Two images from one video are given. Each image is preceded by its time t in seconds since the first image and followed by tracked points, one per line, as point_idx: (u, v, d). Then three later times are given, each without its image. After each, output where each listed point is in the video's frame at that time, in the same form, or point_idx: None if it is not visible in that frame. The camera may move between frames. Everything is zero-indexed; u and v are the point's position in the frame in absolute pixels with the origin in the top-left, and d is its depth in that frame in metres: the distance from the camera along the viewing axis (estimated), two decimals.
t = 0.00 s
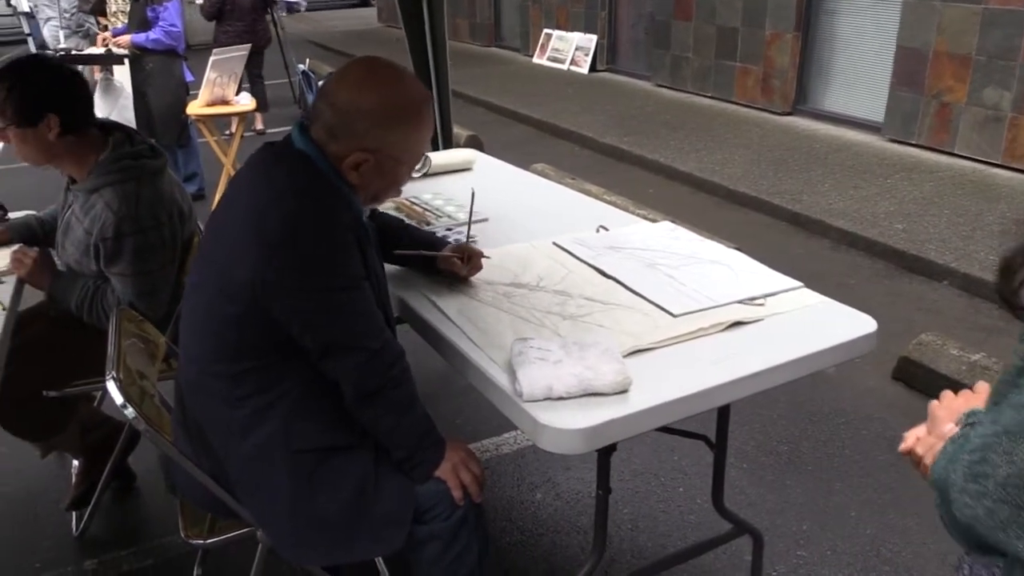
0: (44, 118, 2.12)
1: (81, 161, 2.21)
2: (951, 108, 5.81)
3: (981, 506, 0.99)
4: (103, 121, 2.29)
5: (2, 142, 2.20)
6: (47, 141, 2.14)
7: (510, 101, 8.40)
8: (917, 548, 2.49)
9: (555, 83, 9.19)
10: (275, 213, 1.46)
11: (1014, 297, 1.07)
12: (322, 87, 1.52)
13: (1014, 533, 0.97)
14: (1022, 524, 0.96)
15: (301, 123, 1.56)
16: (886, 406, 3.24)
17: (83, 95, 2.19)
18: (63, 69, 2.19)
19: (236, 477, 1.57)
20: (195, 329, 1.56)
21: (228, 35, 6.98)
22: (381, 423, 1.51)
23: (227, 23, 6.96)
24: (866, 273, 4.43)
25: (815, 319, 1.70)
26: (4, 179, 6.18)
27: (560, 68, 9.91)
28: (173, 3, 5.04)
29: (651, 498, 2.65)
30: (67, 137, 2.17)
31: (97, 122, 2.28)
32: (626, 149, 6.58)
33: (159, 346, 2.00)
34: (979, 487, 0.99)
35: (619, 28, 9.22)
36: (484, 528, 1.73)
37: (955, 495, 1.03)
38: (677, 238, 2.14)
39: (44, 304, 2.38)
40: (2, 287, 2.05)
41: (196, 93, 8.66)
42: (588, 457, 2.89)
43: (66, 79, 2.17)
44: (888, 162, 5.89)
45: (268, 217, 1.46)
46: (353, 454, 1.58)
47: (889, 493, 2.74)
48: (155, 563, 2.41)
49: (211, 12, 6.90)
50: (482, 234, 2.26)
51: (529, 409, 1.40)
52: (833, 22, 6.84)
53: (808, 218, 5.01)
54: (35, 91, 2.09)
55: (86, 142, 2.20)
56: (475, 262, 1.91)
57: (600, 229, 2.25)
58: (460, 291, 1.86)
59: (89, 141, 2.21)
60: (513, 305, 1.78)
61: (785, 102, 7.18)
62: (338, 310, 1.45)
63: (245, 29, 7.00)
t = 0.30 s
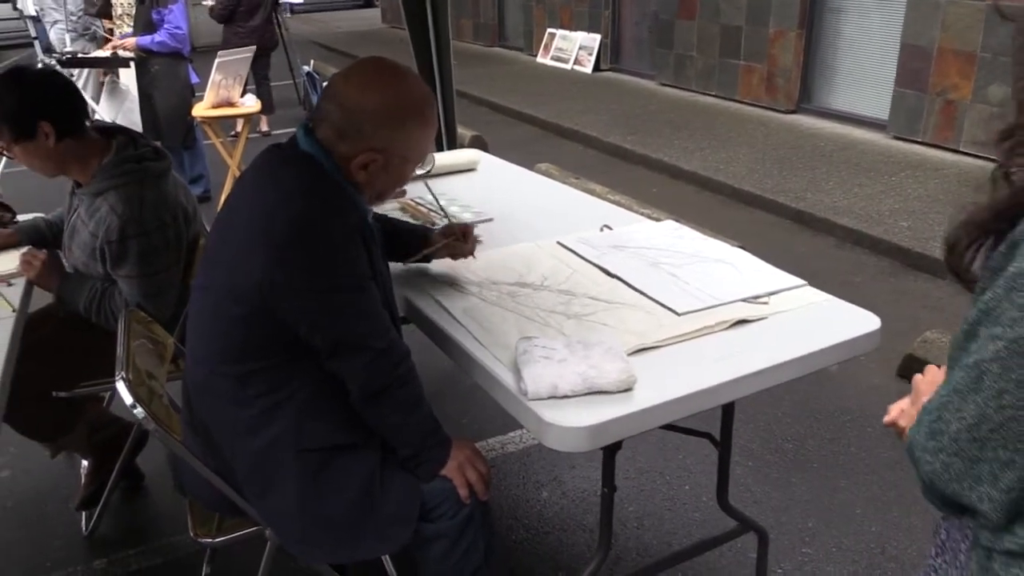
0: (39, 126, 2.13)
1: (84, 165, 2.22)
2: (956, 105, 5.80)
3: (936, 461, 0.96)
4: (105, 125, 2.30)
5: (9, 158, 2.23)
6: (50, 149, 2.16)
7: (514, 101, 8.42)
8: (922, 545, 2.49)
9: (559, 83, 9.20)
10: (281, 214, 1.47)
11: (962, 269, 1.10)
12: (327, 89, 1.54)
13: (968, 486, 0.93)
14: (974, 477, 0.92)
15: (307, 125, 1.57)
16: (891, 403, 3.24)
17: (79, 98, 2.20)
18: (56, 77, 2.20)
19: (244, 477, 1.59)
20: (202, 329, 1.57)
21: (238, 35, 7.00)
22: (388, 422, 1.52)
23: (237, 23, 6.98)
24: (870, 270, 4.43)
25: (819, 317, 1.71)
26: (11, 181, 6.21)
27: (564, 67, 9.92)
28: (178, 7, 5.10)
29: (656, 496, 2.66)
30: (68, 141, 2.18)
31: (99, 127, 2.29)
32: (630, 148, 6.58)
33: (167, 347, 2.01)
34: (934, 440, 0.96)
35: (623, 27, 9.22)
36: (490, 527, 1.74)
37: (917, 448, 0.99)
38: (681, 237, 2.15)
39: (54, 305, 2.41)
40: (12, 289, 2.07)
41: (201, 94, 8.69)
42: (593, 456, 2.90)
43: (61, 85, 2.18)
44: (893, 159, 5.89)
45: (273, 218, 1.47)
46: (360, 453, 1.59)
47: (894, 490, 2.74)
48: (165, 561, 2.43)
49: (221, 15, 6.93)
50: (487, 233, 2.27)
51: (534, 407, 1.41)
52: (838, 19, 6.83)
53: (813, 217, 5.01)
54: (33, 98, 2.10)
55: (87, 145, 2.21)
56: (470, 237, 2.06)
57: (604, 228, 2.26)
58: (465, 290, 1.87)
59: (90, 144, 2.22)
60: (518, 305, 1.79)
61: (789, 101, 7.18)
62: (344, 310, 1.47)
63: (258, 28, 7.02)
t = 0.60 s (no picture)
0: (41, 124, 2.14)
1: (88, 162, 2.23)
2: (959, 108, 5.80)
3: (911, 423, 0.97)
4: (109, 122, 2.31)
5: (11, 154, 2.23)
6: (53, 147, 2.17)
7: (517, 102, 8.42)
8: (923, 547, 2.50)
9: (562, 84, 9.21)
10: (286, 213, 1.48)
11: (941, 251, 1.09)
12: (331, 88, 1.55)
13: (941, 447, 0.94)
14: (945, 439, 0.93)
15: (311, 123, 1.58)
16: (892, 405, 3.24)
17: (83, 97, 2.20)
18: (59, 76, 2.21)
19: (247, 474, 1.59)
20: (206, 326, 1.58)
21: (247, 35, 7.00)
22: (390, 420, 1.53)
23: (247, 23, 6.99)
24: (872, 273, 4.43)
25: (819, 318, 1.71)
26: (15, 178, 6.23)
27: (568, 68, 9.93)
28: (184, 5, 5.13)
29: (658, 496, 2.66)
30: (69, 138, 2.19)
31: (102, 123, 2.30)
32: (632, 150, 6.59)
33: (171, 344, 2.02)
34: (911, 403, 0.97)
35: (627, 29, 9.23)
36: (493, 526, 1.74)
37: (900, 413, 1.00)
38: (683, 238, 2.16)
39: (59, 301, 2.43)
40: (18, 284, 2.08)
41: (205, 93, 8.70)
42: (595, 455, 2.91)
43: (64, 83, 2.19)
44: (896, 162, 5.89)
45: (278, 217, 1.48)
46: (362, 451, 1.60)
47: (895, 492, 2.75)
48: (168, 558, 2.44)
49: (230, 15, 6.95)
50: (490, 233, 2.28)
51: (537, 406, 1.42)
52: (841, 22, 6.83)
53: (815, 219, 5.02)
54: (37, 96, 2.11)
55: (90, 142, 2.22)
56: (473, 257, 1.95)
57: (607, 229, 2.27)
58: (468, 289, 1.88)
59: (93, 141, 2.23)
60: (521, 304, 1.80)
61: (793, 103, 7.18)
62: (348, 308, 1.48)
63: (265, 27, 7.05)
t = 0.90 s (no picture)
0: (37, 129, 2.14)
1: (84, 167, 2.23)
2: (955, 106, 5.80)
3: (898, 378, 0.93)
4: (105, 127, 2.31)
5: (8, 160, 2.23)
6: (49, 151, 2.17)
7: (514, 103, 8.43)
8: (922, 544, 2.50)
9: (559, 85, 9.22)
10: (283, 214, 1.48)
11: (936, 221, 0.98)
12: (329, 91, 1.55)
13: (921, 403, 0.90)
14: (924, 395, 0.89)
15: (308, 125, 1.58)
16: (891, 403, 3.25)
17: (81, 102, 2.21)
18: (56, 81, 2.21)
19: (246, 475, 1.60)
20: (203, 329, 1.58)
21: (238, 40, 7.01)
22: (389, 420, 1.53)
23: (238, 28, 7.00)
24: (870, 271, 4.43)
25: (816, 316, 1.72)
26: (12, 184, 6.23)
27: (564, 69, 9.94)
28: (182, 11, 5.16)
29: (657, 496, 2.67)
30: (66, 142, 2.18)
31: (98, 129, 2.30)
32: (629, 150, 6.60)
33: (169, 347, 2.02)
34: (901, 358, 0.93)
35: (623, 29, 9.24)
36: (492, 526, 1.74)
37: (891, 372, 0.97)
38: (680, 237, 2.16)
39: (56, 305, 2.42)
40: (16, 289, 2.08)
41: (202, 97, 8.70)
42: (593, 455, 2.91)
43: (61, 89, 2.19)
44: (893, 161, 5.89)
45: (275, 218, 1.48)
46: (361, 452, 1.60)
47: (894, 489, 2.75)
48: (168, 561, 2.44)
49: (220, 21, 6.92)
50: (487, 234, 2.28)
51: (535, 406, 1.42)
52: (837, 20, 6.84)
53: (812, 217, 5.02)
54: (34, 101, 2.11)
55: (87, 147, 2.22)
56: (466, 258, 1.96)
57: (604, 228, 2.27)
58: (466, 290, 1.88)
59: (90, 145, 2.23)
60: (519, 305, 1.80)
61: (789, 102, 7.19)
62: (346, 309, 1.48)
63: (257, 31, 7.12)
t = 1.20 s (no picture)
0: (36, 130, 2.13)
1: (83, 167, 2.22)
2: (960, 107, 5.78)
3: (886, 365, 0.92)
4: (105, 128, 2.31)
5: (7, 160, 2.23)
6: (47, 152, 2.16)
7: (518, 103, 8.42)
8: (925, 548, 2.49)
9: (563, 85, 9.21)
10: (281, 214, 1.47)
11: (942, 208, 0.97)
12: (329, 91, 1.54)
13: (908, 392, 0.88)
14: (913, 381, 0.87)
15: (307, 125, 1.57)
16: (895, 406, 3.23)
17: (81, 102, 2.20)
18: (57, 81, 2.21)
19: (244, 477, 1.59)
20: (201, 329, 1.57)
21: (232, 40, 7.01)
22: (387, 423, 1.53)
23: (231, 28, 6.99)
24: (874, 273, 4.42)
25: (818, 319, 1.70)
26: (15, 183, 6.24)
27: (568, 69, 9.93)
28: (183, 10, 5.16)
29: (659, 499, 2.65)
30: (66, 143, 2.18)
31: (98, 129, 2.30)
32: (632, 151, 6.59)
33: (168, 348, 2.01)
34: (889, 346, 0.91)
35: (627, 30, 9.22)
36: (492, 530, 1.72)
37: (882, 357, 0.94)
38: (683, 239, 2.15)
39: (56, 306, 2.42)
40: (15, 290, 2.08)
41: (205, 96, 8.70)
42: (595, 458, 2.90)
43: (61, 89, 2.19)
44: (897, 162, 5.87)
45: (273, 218, 1.47)
46: (359, 454, 1.59)
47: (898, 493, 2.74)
48: (167, 563, 2.43)
49: (214, 20, 6.94)
50: (489, 236, 2.27)
51: (535, 409, 1.41)
52: (841, 21, 6.82)
53: (816, 219, 5.01)
54: (33, 102, 2.11)
55: (86, 147, 2.22)
56: (460, 259, 1.97)
57: (606, 230, 2.26)
58: (467, 291, 1.87)
59: (89, 146, 2.22)
60: (519, 307, 1.79)
61: (793, 103, 7.18)
62: (344, 310, 1.47)
63: (251, 31, 7.07)
